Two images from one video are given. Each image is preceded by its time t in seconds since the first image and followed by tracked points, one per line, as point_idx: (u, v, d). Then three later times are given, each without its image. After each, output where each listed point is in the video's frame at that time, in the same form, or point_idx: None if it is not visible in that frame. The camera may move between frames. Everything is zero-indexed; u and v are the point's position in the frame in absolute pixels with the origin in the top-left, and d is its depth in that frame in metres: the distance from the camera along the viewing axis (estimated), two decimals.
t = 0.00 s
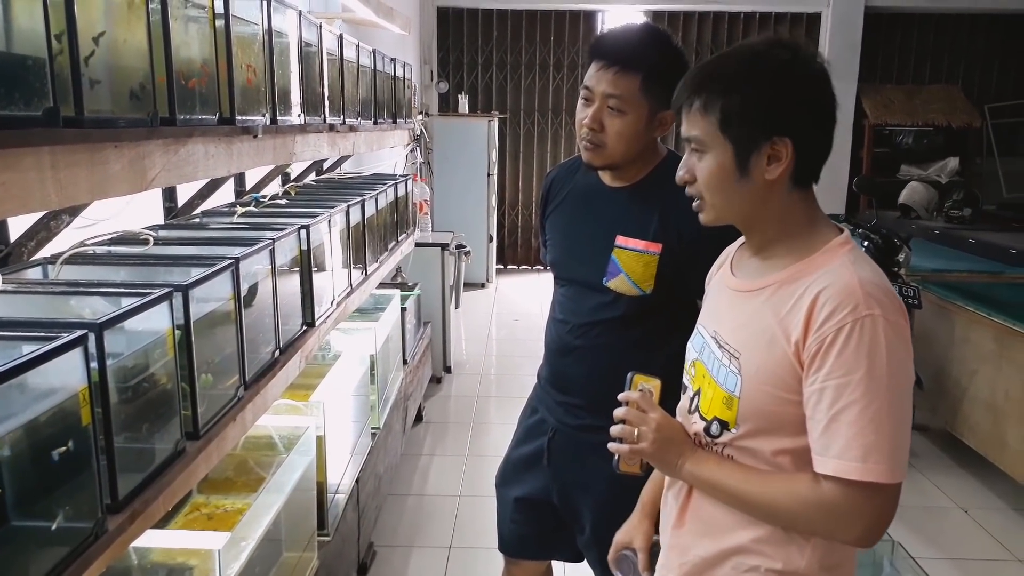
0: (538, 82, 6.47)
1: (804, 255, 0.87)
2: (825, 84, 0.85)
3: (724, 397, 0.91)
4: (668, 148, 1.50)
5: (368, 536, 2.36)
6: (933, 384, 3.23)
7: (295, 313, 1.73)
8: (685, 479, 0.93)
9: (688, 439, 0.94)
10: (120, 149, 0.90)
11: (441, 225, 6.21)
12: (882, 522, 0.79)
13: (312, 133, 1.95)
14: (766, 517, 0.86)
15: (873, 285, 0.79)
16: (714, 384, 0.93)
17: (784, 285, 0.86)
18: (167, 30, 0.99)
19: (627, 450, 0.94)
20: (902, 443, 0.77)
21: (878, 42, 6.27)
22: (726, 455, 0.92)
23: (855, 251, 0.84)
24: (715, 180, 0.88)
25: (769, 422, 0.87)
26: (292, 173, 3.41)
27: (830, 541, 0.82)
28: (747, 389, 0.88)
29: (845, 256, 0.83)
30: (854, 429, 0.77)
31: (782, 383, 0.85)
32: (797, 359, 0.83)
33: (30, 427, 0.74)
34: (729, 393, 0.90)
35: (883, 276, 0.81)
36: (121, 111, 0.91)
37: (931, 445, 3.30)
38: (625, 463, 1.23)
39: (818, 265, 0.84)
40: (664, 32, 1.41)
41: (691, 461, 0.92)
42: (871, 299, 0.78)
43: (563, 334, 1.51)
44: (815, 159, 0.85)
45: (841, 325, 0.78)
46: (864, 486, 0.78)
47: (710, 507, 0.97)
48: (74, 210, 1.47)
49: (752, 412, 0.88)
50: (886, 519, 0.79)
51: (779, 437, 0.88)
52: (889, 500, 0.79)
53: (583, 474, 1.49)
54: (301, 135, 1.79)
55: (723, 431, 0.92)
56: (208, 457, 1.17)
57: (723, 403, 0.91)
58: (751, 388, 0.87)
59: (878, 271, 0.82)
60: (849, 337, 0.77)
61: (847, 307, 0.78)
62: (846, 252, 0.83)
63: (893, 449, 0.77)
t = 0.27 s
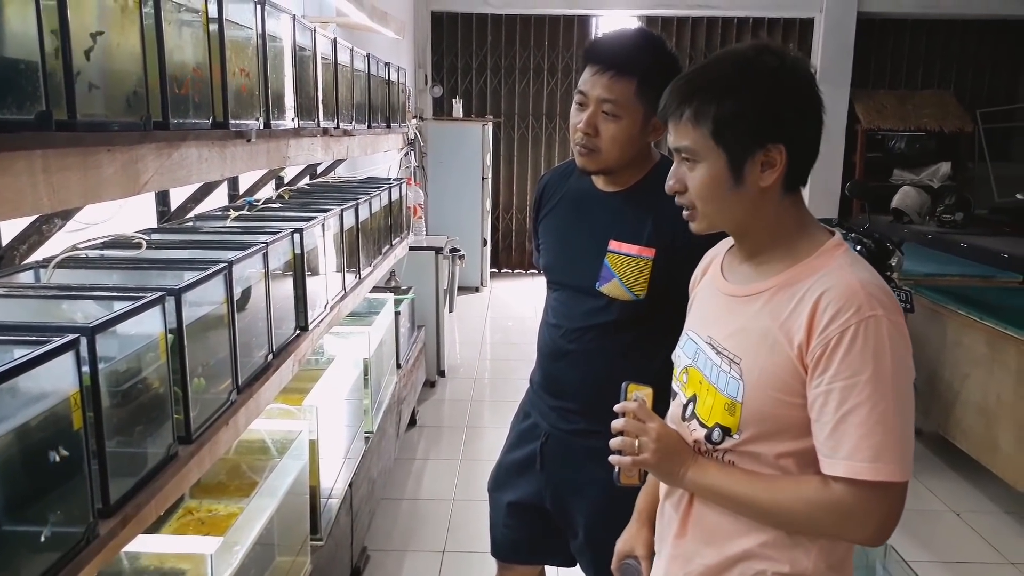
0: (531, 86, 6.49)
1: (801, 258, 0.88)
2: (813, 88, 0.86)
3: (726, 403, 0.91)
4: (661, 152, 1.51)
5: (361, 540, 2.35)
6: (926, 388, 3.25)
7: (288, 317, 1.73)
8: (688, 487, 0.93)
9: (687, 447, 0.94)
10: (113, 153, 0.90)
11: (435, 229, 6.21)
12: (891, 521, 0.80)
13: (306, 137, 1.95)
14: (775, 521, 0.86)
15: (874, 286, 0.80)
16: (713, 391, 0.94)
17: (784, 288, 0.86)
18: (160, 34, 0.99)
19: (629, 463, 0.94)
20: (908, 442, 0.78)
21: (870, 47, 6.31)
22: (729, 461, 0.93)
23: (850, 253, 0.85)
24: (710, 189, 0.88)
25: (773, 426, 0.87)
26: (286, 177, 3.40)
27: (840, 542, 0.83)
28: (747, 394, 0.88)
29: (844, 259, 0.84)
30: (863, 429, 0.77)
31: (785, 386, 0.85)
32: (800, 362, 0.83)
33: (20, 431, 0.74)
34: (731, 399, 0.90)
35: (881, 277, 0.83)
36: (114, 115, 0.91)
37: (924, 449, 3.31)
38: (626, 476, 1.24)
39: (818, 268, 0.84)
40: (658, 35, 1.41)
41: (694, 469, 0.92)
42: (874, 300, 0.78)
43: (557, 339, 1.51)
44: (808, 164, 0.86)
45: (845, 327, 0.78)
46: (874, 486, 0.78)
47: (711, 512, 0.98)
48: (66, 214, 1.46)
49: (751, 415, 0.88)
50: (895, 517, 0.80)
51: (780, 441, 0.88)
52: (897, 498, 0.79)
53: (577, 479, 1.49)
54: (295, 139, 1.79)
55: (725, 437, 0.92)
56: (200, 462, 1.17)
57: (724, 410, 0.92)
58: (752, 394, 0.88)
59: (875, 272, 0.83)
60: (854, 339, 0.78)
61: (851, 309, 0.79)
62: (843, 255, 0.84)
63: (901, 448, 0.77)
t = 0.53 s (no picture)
0: (530, 86, 6.49)
1: (800, 257, 0.88)
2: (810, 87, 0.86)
3: (726, 402, 0.91)
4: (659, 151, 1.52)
5: (361, 540, 2.35)
6: (925, 387, 3.25)
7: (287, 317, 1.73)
8: (689, 486, 0.93)
9: (687, 445, 0.94)
10: (112, 154, 0.90)
11: (434, 229, 6.21)
12: (892, 516, 0.80)
13: (304, 138, 1.95)
14: (776, 520, 0.86)
15: (874, 284, 0.80)
16: (712, 390, 0.94)
17: (783, 287, 0.86)
18: (158, 35, 0.99)
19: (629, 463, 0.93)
20: (909, 439, 0.79)
21: (868, 47, 6.31)
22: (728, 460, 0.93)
23: (849, 252, 0.85)
24: (708, 189, 0.88)
25: (774, 426, 0.88)
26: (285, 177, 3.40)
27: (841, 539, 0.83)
28: (746, 393, 0.88)
29: (843, 257, 0.84)
30: (864, 427, 0.77)
31: (785, 385, 0.85)
32: (801, 360, 0.84)
33: (20, 433, 0.74)
34: (730, 398, 0.90)
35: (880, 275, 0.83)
36: (112, 116, 0.91)
37: (923, 448, 3.31)
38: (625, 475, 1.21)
39: (817, 267, 0.84)
40: (655, 35, 1.41)
41: (694, 468, 0.92)
42: (874, 298, 0.79)
43: (555, 339, 1.52)
44: (806, 163, 0.87)
45: (846, 325, 0.78)
46: (875, 483, 0.79)
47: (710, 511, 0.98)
48: (65, 215, 1.46)
49: (751, 414, 0.89)
50: (896, 514, 0.81)
51: (781, 440, 0.88)
52: (897, 495, 0.80)
53: (575, 480, 1.49)
54: (293, 140, 1.79)
55: (724, 436, 0.92)
56: (200, 462, 1.17)
57: (724, 409, 0.92)
58: (752, 393, 0.88)
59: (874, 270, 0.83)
60: (855, 337, 0.78)
61: (852, 307, 0.79)
62: (842, 253, 0.84)
63: (902, 445, 0.78)
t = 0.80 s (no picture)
0: (533, 86, 6.49)
1: (800, 256, 0.88)
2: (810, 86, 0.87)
3: (725, 400, 0.91)
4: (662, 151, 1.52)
5: (365, 538, 2.36)
6: (929, 387, 3.24)
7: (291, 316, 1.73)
8: (688, 483, 0.93)
9: (687, 442, 0.94)
10: (117, 152, 0.91)
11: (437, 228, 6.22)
12: (890, 515, 0.81)
13: (308, 137, 1.95)
14: (775, 518, 0.86)
15: (874, 283, 0.80)
16: (712, 387, 0.94)
17: (783, 286, 0.86)
18: (164, 34, 1.00)
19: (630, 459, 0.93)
20: (908, 438, 0.79)
21: (873, 46, 6.30)
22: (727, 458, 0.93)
23: (850, 251, 0.85)
24: (709, 189, 0.88)
25: (772, 424, 0.88)
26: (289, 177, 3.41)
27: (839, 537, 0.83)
28: (746, 392, 0.88)
29: (843, 256, 0.84)
30: (862, 426, 0.77)
31: (785, 384, 0.85)
32: (800, 359, 0.84)
33: (26, 429, 0.74)
34: (730, 396, 0.90)
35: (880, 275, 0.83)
36: (117, 114, 0.91)
37: (927, 448, 3.31)
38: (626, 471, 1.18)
39: (817, 266, 0.84)
40: (659, 34, 1.41)
41: (694, 465, 0.92)
42: (873, 298, 0.79)
43: (558, 339, 1.52)
44: (806, 162, 0.87)
45: (845, 324, 0.78)
46: (873, 482, 0.79)
47: (710, 510, 0.98)
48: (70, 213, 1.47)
49: (753, 413, 0.88)
50: (894, 513, 0.81)
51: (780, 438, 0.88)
52: (896, 494, 0.80)
53: (578, 479, 1.49)
54: (297, 138, 1.79)
55: (724, 433, 0.92)
56: (205, 460, 1.18)
57: (724, 406, 0.92)
58: (751, 392, 0.88)
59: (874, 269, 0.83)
60: (854, 335, 0.78)
61: (851, 306, 0.79)
62: (842, 253, 0.84)
63: (900, 444, 0.78)
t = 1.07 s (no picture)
0: (536, 87, 6.50)
1: (797, 258, 0.88)
2: (804, 89, 0.87)
3: (724, 402, 0.91)
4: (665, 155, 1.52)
5: (367, 539, 2.36)
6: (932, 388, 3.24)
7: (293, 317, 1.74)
8: (686, 484, 0.93)
9: (686, 443, 0.94)
10: (122, 154, 0.91)
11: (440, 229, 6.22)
12: (887, 516, 0.81)
13: (311, 138, 1.96)
14: (773, 518, 0.86)
15: (871, 285, 0.80)
16: (711, 389, 0.94)
17: (781, 288, 0.86)
18: (168, 36, 1.00)
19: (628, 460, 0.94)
20: (904, 439, 0.79)
21: (876, 47, 6.29)
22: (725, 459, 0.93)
23: (846, 253, 0.85)
24: (705, 193, 0.88)
25: (769, 427, 0.88)
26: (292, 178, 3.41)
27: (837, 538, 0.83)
28: (745, 394, 0.89)
29: (841, 258, 0.84)
30: (859, 427, 0.77)
31: (782, 386, 0.85)
32: (798, 361, 0.84)
33: (30, 429, 0.75)
34: (728, 397, 0.90)
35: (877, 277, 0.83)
36: (121, 116, 0.92)
37: (930, 450, 3.30)
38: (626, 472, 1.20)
39: (815, 267, 0.84)
40: (663, 39, 1.42)
41: (692, 466, 0.92)
42: (870, 300, 0.79)
43: (559, 340, 1.52)
44: (801, 163, 0.87)
45: (842, 326, 0.78)
46: (869, 483, 0.79)
47: (709, 511, 0.98)
48: (74, 214, 1.48)
49: (753, 415, 0.88)
50: (891, 514, 0.81)
51: (778, 440, 0.88)
52: (893, 495, 0.80)
53: (579, 480, 1.49)
54: (300, 140, 1.80)
55: (722, 435, 0.92)
56: (208, 460, 1.18)
57: (722, 408, 0.92)
58: (749, 393, 0.88)
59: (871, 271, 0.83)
60: (850, 337, 0.78)
61: (848, 308, 0.79)
62: (840, 255, 0.84)
63: (897, 445, 0.78)
